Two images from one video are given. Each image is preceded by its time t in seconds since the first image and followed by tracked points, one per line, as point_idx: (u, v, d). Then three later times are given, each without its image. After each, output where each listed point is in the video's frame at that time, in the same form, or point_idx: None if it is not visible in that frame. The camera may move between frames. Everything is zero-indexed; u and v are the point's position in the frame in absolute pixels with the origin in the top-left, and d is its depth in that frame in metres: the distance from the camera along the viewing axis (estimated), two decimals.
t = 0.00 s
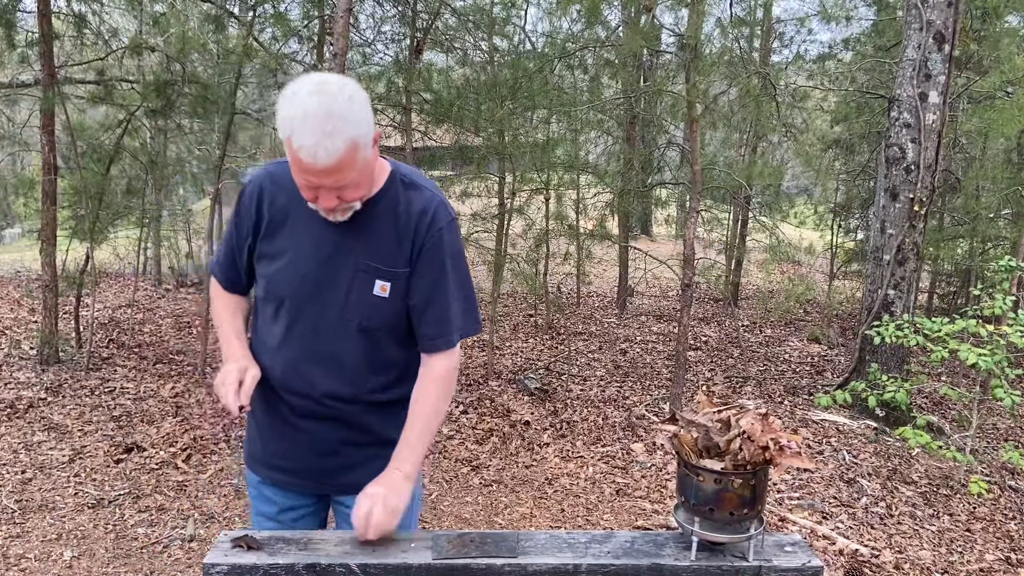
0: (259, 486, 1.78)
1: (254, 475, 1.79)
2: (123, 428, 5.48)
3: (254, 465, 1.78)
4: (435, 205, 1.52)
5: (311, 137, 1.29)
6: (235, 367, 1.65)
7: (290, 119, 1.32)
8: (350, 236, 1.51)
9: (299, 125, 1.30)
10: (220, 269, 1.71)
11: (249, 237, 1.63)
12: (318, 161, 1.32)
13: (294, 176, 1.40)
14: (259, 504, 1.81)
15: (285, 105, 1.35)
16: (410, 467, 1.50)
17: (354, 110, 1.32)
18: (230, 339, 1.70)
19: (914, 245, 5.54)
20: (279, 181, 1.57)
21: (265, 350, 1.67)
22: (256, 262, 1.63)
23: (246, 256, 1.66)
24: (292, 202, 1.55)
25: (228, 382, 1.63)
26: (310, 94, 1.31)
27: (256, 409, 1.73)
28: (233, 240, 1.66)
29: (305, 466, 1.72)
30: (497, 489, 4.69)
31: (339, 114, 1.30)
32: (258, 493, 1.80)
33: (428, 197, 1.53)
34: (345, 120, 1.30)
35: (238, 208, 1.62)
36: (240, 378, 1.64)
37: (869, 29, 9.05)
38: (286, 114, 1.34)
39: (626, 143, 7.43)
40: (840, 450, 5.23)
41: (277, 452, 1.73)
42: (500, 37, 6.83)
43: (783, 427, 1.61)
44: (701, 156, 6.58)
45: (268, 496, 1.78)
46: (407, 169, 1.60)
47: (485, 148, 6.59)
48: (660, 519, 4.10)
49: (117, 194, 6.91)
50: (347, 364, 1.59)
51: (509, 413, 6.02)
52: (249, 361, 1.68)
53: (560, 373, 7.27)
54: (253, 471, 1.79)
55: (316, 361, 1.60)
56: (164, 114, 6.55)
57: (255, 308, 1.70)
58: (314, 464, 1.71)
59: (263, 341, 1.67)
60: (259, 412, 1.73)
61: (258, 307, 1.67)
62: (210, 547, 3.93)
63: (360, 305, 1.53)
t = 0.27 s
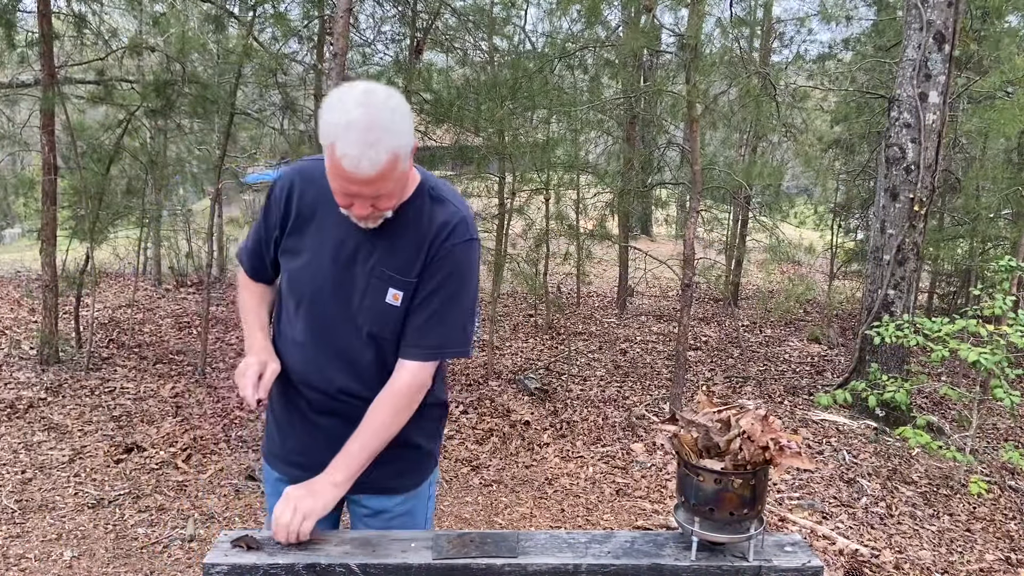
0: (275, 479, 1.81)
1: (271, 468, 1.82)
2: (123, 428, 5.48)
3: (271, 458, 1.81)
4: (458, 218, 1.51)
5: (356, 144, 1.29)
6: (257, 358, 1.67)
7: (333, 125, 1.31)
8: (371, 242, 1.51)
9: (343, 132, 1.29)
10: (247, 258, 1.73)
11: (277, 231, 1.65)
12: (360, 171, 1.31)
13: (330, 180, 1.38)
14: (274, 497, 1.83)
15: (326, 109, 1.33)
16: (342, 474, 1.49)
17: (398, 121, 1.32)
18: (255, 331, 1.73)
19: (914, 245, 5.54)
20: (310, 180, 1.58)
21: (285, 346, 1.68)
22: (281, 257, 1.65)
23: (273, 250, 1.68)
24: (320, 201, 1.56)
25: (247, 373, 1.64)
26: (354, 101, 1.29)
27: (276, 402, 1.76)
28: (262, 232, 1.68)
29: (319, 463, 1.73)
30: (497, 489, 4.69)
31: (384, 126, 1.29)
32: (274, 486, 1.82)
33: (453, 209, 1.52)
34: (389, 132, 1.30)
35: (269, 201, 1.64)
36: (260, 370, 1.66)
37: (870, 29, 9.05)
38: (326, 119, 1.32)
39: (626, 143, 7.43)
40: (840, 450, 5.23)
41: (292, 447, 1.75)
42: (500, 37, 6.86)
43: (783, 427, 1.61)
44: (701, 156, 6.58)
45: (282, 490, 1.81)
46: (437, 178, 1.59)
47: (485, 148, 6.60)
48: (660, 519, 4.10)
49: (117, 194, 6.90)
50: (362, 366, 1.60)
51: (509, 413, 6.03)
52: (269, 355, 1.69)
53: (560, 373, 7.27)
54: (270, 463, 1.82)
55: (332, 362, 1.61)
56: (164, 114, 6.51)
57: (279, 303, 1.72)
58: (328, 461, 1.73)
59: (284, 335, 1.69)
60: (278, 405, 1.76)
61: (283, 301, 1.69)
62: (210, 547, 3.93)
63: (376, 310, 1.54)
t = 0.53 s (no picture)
0: (282, 480, 1.79)
1: (277, 467, 1.80)
2: (123, 428, 5.48)
3: (278, 458, 1.80)
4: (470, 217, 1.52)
5: (383, 147, 1.31)
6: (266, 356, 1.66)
7: (356, 129, 1.33)
8: (382, 242, 1.52)
9: (367, 137, 1.31)
10: (254, 259, 1.73)
11: (285, 232, 1.64)
12: (386, 174, 1.34)
13: (352, 185, 1.40)
14: (280, 497, 1.82)
15: (346, 115, 1.35)
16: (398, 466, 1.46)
17: (418, 123, 1.36)
18: (262, 331, 1.72)
19: (914, 245, 5.54)
20: (319, 179, 1.59)
21: (293, 346, 1.68)
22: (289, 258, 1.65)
23: (281, 251, 1.68)
24: (330, 200, 1.57)
25: (257, 373, 1.63)
26: (375, 106, 1.32)
27: (283, 402, 1.75)
28: (269, 234, 1.68)
29: (325, 462, 1.72)
30: (497, 489, 4.69)
31: (407, 127, 1.32)
32: (280, 486, 1.81)
33: (464, 208, 1.53)
34: (412, 134, 1.33)
35: (277, 202, 1.64)
36: (270, 370, 1.64)
37: (870, 29, 9.05)
38: (348, 126, 1.34)
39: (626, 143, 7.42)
40: (840, 450, 5.23)
41: (299, 447, 1.74)
42: (500, 37, 6.88)
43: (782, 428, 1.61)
44: (701, 156, 6.58)
45: (288, 490, 1.79)
46: (446, 178, 1.59)
47: (485, 148, 6.61)
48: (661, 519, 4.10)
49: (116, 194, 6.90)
50: (371, 366, 1.60)
51: (510, 413, 6.02)
52: (277, 354, 1.68)
53: (560, 373, 7.27)
54: (276, 464, 1.81)
55: (341, 362, 1.60)
56: (164, 114, 6.59)
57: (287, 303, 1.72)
58: (334, 460, 1.72)
59: (292, 336, 1.68)
60: (285, 405, 1.75)
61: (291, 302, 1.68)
62: (210, 547, 3.93)
63: (387, 311, 1.53)
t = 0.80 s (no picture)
0: (289, 486, 1.77)
1: (282, 473, 1.79)
2: (123, 428, 5.48)
3: (283, 464, 1.78)
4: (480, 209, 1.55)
5: (381, 138, 1.31)
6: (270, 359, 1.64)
7: (354, 122, 1.33)
8: (393, 238, 1.54)
9: (366, 128, 1.31)
10: (256, 265, 1.72)
11: (289, 235, 1.64)
12: (386, 165, 1.34)
13: (352, 177, 1.40)
14: (285, 504, 1.80)
15: (345, 108, 1.36)
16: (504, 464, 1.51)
17: (417, 114, 1.35)
18: (265, 336, 1.71)
19: (914, 245, 5.54)
20: (322, 179, 1.58)
21: (299, 349, 1.67)
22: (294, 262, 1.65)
23: (284, 254, 1.68)
24: (334, 199, 1.57)
25: (264, 378, 1.59)
26: (373, 98, 1.32)
27: (288, 406, 1.73)
28: (271, 238, 1.67)
29: (335, 464, 1.71)
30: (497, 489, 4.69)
31: (406, 119, 1.32)
32: (285, 493, 1.79)
33: (473, 201, 1.56)
34: (411, 125, 1.33)
35: (278, 206, 1.64)
36: (277, 375, 1.61)
37: (870, 29, 9.04)
38: (347, 118, 1.34)
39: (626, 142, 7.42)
40: (840, 450, 5.23)
41: (307, 450, 1.73)
42: (500, 37, 6.90)
43: (782, 428, 1.61)
44: (700, 156, 6.58)
45: (295, 496, 1.78)
46: (449, 172, 1.61)
47: (485, 149, 6.62)
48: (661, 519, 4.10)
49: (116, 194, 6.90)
50: (384, 364, 1.61)
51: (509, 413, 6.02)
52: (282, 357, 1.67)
53: (560, 373, 7.27)
54: (281, 470, 1.79)
55: (353, 361, 1.61)
56: (164, 114, 6.62)
57: (290, 307, 1.71)
58: (344, 462, 1.71)
59: (298, 339, 1.68)
60: (290, 409, 1.74)
61: (297, 305, 1.68)
62: (210, 547, 3.93)
63: (402, 306, 1.55)
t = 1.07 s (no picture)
0: (294, 487, 1.77)
1: (287, 474, 1.78)
2: (123, 428, 5.48)
3: (287, 464, 1.78)
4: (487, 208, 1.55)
5: (390, 138, 1.32)
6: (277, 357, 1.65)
7: (364, 121, 1.34)
8: (399, 238, 1.54)
9: (375, 129, 1.33)
10: (263, 265, 1.72)
11: (295, 234, 1.64)
12: (393, 165, 1.34)
13: (360, 176, 1.41)
14: (289, 504, 1.80)
15: (356, 107, 1.37)
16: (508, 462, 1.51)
17: (428, 115, 1.36)
18: (269, 334, 1.71)
19: (914, 245, 5.54)
20: (330, 177, 1.59)
21: (305, 348, 1.67)
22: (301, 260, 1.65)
23: (291, 253, 1.68)
24: (341, 198, 1.57)
25: (270, 376, 1.60)
26: (383, 98, 1.33)
27: (293, 405, 1.74)
28: (277, 237, 1.68)
29: (340, 464, 1.71)
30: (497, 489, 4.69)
31: (415, 120, 1.33)
32: (289, 493, 1.79)
33: (480, 200, 1.56)
34: (420, 126, 1.34)
35: (285, 205, 1.64)
36: (282, 374, 1.63)
37: (870, 29, 9.04)
38: (357, 118, 1.36)
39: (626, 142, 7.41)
40: (840, 450, 5.23)
41: (312, 450, 1.72)
42: (500, 37, 6.93)
43: (782, 428, 1.61)
44: (700, 156, 6.58)
45: (300, 496, 1.78)
46: (456, 173, 1.62)
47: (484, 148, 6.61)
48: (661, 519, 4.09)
49: (116, 194, 6.90)
50: (390, 363, 1.61)
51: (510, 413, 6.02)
52: (287, 356, 1.67)
53: (560, 373, 7.27)
54: (285, 470, 1.79)
55: (358, 360, 1.60)
56: (164, 114, 6.63)
57: (295, 306, 1.71)
58: (349, 462, 1.71)
59: (303, 338, 1.68)
60: (295, 408, 1.74)
61: (302, 305, 1.68)
62: (210, 547, 3.93)
63: (408, 306, 1.55)
